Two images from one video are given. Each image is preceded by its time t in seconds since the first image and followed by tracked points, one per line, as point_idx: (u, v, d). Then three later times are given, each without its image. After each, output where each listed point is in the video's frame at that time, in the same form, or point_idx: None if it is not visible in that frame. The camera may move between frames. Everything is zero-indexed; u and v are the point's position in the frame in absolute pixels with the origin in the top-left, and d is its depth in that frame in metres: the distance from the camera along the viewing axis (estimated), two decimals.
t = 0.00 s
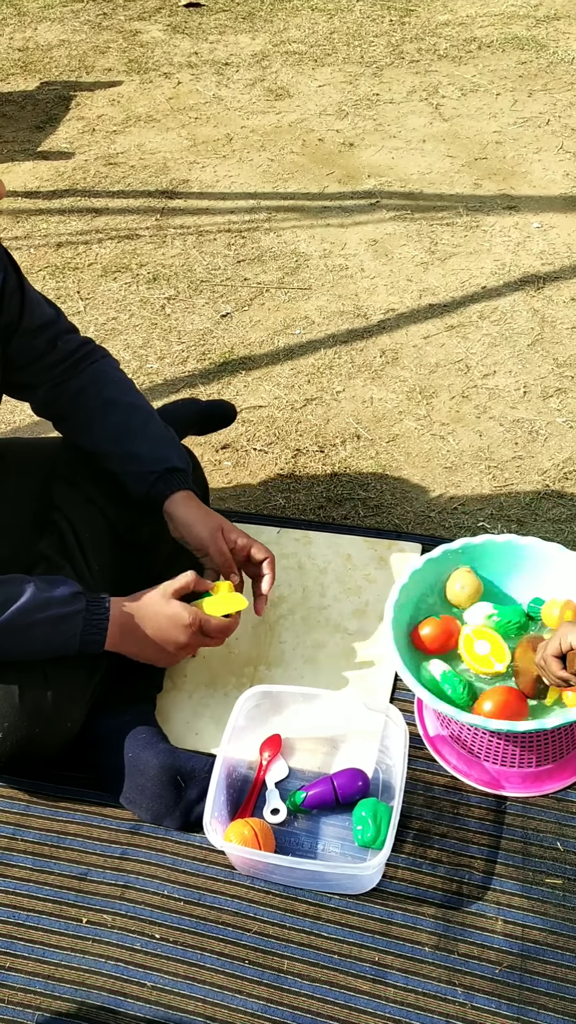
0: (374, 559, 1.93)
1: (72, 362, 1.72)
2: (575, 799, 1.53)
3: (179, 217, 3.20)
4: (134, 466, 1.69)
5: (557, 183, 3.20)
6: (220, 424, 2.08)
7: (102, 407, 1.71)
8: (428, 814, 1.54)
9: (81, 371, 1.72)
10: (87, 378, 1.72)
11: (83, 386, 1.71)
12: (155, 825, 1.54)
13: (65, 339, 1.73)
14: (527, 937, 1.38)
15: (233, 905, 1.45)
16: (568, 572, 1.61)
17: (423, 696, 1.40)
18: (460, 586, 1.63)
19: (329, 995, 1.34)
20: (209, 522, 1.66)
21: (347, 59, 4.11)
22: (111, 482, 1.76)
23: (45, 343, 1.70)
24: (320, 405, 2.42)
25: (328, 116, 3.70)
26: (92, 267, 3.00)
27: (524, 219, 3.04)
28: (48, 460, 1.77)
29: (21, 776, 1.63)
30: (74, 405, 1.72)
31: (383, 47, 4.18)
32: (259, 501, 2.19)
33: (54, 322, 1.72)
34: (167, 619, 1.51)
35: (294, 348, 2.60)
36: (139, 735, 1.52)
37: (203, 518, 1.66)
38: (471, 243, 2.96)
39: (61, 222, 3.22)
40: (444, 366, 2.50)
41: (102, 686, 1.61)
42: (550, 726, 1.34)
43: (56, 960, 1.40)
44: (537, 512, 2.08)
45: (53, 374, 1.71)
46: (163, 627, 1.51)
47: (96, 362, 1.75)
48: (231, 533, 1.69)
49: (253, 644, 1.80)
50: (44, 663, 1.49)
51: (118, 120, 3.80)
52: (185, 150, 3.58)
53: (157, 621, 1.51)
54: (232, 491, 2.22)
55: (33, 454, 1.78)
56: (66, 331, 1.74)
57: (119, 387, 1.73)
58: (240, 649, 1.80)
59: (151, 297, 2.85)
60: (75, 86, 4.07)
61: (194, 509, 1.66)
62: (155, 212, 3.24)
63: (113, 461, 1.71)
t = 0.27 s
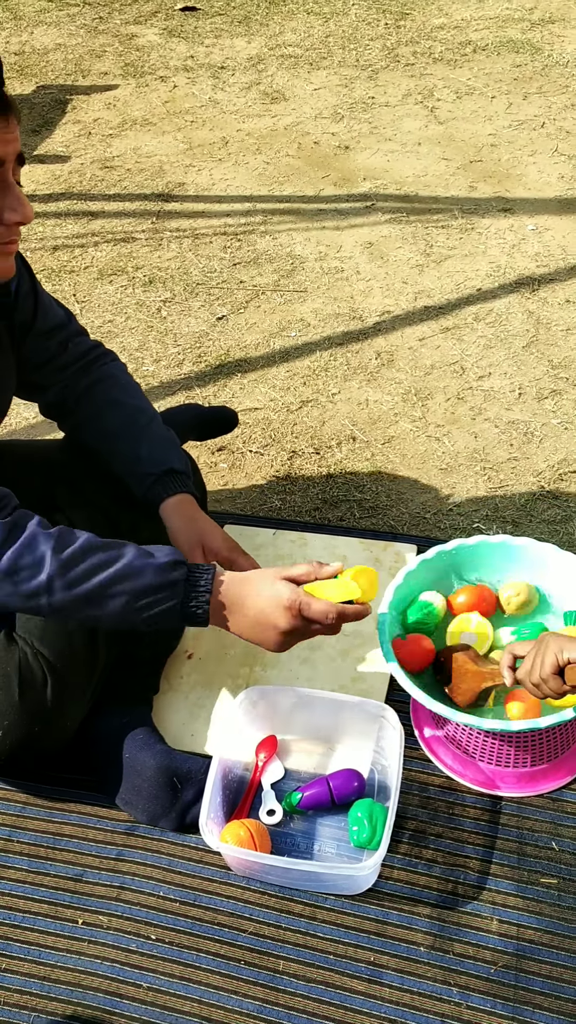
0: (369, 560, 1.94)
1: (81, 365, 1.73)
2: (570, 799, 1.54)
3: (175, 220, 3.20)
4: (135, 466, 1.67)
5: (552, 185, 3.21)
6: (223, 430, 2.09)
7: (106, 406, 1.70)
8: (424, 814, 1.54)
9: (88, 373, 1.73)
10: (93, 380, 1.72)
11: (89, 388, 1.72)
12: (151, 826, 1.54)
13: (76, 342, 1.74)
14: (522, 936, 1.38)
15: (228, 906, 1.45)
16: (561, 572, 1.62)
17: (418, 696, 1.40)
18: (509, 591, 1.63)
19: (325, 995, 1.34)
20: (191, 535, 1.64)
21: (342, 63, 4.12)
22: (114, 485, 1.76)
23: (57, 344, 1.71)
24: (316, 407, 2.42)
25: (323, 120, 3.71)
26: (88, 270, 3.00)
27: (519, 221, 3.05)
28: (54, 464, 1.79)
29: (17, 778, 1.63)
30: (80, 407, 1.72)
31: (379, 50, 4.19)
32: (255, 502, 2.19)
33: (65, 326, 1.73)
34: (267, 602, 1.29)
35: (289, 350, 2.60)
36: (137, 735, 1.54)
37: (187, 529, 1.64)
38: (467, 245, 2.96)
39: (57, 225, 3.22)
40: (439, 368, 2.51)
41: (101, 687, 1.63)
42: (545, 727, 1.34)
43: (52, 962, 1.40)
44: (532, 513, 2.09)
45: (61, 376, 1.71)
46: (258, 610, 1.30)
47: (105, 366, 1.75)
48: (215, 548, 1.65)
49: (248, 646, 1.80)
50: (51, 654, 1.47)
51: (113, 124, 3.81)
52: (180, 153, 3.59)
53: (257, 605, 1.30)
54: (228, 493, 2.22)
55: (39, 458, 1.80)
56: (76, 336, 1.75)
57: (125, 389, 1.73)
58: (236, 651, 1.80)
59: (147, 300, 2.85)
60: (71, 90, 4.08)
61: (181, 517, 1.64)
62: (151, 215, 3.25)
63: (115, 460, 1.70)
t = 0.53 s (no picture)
0: (363, 563, 1.94)
1: (84, 369, 1.73)
2: (563, 800, 1.54)
3: (168, 225, 3.21)
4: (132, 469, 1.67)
5: (543, 189, 3.23)
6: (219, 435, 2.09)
7: (107, 413, 1.71)
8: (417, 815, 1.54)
9: (91, 377, 1.73)
10: (95, 382, 1.72)
11: (91, 391, 1.72)
12: (146, 829, 1.55)
13: (81, 347, 1.73)
14: (515, 937, 1.39)
15: (222, 908, 1.45)
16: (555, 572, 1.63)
17: (412, 696, 1.41)
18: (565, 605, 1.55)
19: (318, 996, 1.35)
20: (175, 536, 1.63)
21: (334, 68, 4.13)
22: (111, 486, 1.76)
23: (63, 350, 1.71)
24: (309, 411, 2.43)
25: (316, 124, 3.72)
26: (81, 274, 3.01)
27: (511, 225, 3.06)
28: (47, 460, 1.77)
29: (12, 781, 1.63)
30: (80, 408, 1.72)
31: (371, 56, 4.20)
32: (249, 506, 2.19)
33: (71, 331, 1.73)
34: (234, 773, 1.21)
35: (282, 354, 2.61)
36: (133, 740, 1.56)
37: (171, 530, 1.63)
38: (459, 249, 2.98)
39: (51, 230, 3.23)
40: (432, 371, 2.52)
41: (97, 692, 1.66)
42: (539, 727, 1.35)
43: (47, 965, 1.40)
44: (524, 515, 2.10)
45: (64, 378, 1.71)
46: (222, 779, 1.22)
47: (108, 371, 1.75)
48: (197, 553, 1.64)
49: (242, 648, 1.81)
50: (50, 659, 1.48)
51: (107, 129, 3.81)
52: (174, 158, 3.60)
53: (222, 771, 1.22)
54: (222, 497, 2.23)
55: (32, 455, 1.79)
56: (82, 340, 1.75)
57: (126, 394, 1.73)
58: (230, 653, 1.80)
59: (140, 304, 2.86)
60: (64, 95, 4.09)
61: (168, 520, 1.63)
62: (144, 219, 3.25)
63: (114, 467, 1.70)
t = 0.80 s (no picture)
0: (358, 564, 1.95)
1: (86, 377, 1.74)
2: (557, 799, 1.55)
3: (163, 229, 3.22)
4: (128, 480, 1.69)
5: (537, 192, 3.24)
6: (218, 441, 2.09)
7: (109, 424, 1.71)
8: (412, 815, 1.55)
9: (92, 385, 1.74)
10: (96, 391, 1.73)
11: (91, 399, 1.73)
12: (142, 830, 1.55)
13: (86, 356, 1.74)
14: (511, 935, 1.39)
15: (219, 909, 1.45)
16: (548, 572, 1.63)
17: (406, 698, 1.41)
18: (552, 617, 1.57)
19: (314, 996, 1.35)
20: (160, 552, 1.63)
21: (328, 72, 4.15)
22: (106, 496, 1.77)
23: (70, 359, 1.72)
24: (304, 414, 2.44)
25: (310, 128, 3.73)
26: (77, 278, 3.02)
27: (504, 227, 3.07)
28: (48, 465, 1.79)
29: (9, 784, 1.64)
30: (80, 416, 1.73)
31: (365, 59, 4.22)
32: (244, 508, 2.20)
33: (77, 341, 1.74)
34: (247, 770, 1.29)
35: (277, 357, 2.62)
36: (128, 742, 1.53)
37: (156, 546, 1.63)
38: (452, 252, 2.99)
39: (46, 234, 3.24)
40: (426, 373, 2.53)
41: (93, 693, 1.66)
42: (532, 726, 1.36)
43: (44, 966, 1.40)
44: (519, 516, 2.10)
45: (66, 385, 1.72)
46: (237, 774, 1.29)
47: (110, 381, 1.76)
48: (177, 575, 1.64)
49: (237, 650, 1.81)
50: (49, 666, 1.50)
51: (101, 134, 3.82)
52: (168, 162, 3.61)
53: (237, 770, 1.29)
54: (218, 499, 2.24)
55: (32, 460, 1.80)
56: (87, 348, 1.76)
57: (126, 404, 1.74)
58: (225, 654, 1.81)
59: (135, 308, 2.86)
60: (59, 100, 4.10)
61: (155, 534, 1.64)
62: (139, 223, 3.26)
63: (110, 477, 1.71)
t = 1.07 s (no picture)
0: (359, 562, 1.96)
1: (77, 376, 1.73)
2: (558, 795, 1.55)
3: (163, 229, 3.23)
4: (125, 482, 1.70)
5: (536, 191, 3.25)
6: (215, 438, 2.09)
7: (103, 425, 1.72)
8: (414, 811, 1.56)
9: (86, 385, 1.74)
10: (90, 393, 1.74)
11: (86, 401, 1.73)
12: (145, 827, 1.56)
13: (75, 355, 1.74)
14: (512, 930, 1.40)
15: (222, 905, 1.46)
16: (548, 568, 1.64)
17: (407, 694, 1.42)
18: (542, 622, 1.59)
19: (317, 990, 1.36)
20: (167, 559, 1.66)
21: (327, 72, 4.16)
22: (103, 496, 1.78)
23: (57, 358, 1.71)
24: (305, 413, 2.44)
25: (309, 129, 3.74)
26: (77, 279, 3.02)
27: (503, 227, 3.08)
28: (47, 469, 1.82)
29: (11, 782, 1.64)
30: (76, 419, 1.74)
31: (363, 60, 4.23)
32: (245, 507, 2.21)
33: (65, 340, 1.73)
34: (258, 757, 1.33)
35: (278, 356, 2.63)
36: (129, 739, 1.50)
37: (162, 553, 1.67)
38: (452, 251, 3.00)
39: (46, 235, 3.25)
40: (426, 372, 2.53)
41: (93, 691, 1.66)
42: (532, 721, 1.37)
43: (47, 962, 1.41)
44: (519, 514, 2.11)
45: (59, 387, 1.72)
46: (250, 759, 1.32)
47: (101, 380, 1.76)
48: (186, 579, 1.67)
49: (239, 647, 1.82)
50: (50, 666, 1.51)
51: (101, 135, 3.83)
52: (168, 163, 3.62)
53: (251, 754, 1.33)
54: (219, 498, 2.24)
55: (32, 466, 1.83)
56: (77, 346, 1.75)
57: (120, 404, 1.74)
58: (226, 652, 1.82)
59: (136, 308, 2.87)
60: (59, 101, 4.11)
61: (161, 542, 1.67)
62: (139, 224, 3.27)
63: (107, 478, 1.72)
